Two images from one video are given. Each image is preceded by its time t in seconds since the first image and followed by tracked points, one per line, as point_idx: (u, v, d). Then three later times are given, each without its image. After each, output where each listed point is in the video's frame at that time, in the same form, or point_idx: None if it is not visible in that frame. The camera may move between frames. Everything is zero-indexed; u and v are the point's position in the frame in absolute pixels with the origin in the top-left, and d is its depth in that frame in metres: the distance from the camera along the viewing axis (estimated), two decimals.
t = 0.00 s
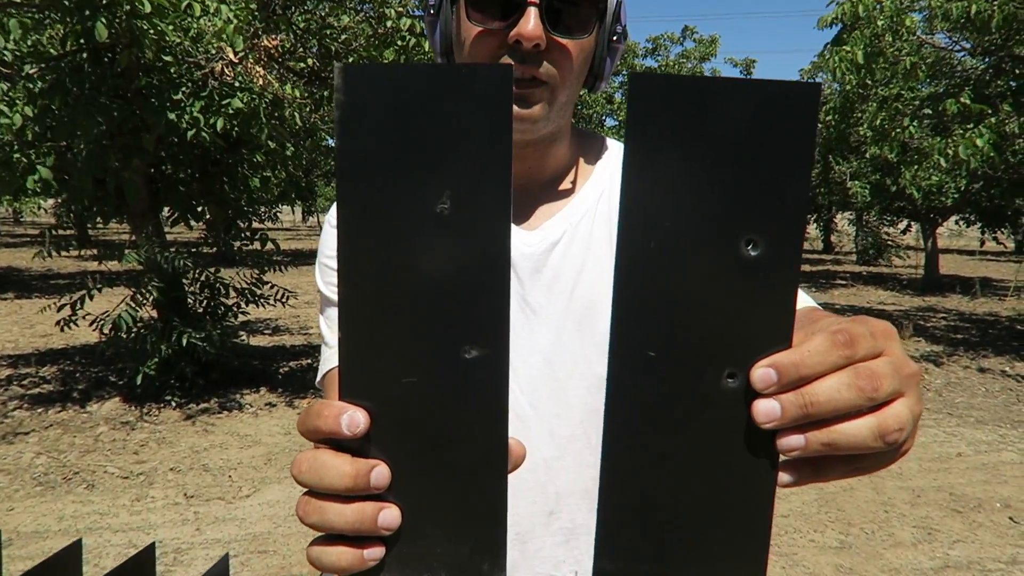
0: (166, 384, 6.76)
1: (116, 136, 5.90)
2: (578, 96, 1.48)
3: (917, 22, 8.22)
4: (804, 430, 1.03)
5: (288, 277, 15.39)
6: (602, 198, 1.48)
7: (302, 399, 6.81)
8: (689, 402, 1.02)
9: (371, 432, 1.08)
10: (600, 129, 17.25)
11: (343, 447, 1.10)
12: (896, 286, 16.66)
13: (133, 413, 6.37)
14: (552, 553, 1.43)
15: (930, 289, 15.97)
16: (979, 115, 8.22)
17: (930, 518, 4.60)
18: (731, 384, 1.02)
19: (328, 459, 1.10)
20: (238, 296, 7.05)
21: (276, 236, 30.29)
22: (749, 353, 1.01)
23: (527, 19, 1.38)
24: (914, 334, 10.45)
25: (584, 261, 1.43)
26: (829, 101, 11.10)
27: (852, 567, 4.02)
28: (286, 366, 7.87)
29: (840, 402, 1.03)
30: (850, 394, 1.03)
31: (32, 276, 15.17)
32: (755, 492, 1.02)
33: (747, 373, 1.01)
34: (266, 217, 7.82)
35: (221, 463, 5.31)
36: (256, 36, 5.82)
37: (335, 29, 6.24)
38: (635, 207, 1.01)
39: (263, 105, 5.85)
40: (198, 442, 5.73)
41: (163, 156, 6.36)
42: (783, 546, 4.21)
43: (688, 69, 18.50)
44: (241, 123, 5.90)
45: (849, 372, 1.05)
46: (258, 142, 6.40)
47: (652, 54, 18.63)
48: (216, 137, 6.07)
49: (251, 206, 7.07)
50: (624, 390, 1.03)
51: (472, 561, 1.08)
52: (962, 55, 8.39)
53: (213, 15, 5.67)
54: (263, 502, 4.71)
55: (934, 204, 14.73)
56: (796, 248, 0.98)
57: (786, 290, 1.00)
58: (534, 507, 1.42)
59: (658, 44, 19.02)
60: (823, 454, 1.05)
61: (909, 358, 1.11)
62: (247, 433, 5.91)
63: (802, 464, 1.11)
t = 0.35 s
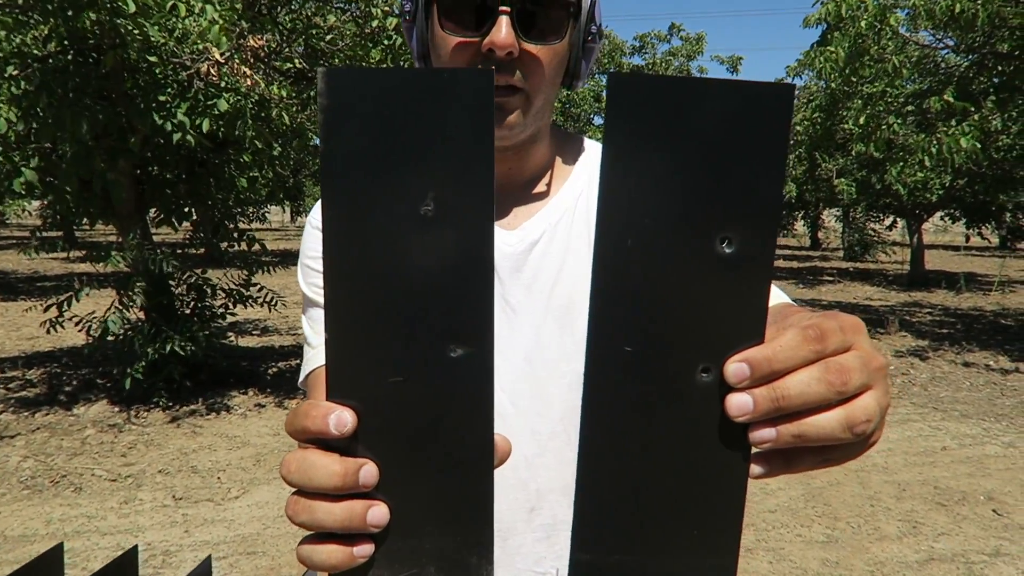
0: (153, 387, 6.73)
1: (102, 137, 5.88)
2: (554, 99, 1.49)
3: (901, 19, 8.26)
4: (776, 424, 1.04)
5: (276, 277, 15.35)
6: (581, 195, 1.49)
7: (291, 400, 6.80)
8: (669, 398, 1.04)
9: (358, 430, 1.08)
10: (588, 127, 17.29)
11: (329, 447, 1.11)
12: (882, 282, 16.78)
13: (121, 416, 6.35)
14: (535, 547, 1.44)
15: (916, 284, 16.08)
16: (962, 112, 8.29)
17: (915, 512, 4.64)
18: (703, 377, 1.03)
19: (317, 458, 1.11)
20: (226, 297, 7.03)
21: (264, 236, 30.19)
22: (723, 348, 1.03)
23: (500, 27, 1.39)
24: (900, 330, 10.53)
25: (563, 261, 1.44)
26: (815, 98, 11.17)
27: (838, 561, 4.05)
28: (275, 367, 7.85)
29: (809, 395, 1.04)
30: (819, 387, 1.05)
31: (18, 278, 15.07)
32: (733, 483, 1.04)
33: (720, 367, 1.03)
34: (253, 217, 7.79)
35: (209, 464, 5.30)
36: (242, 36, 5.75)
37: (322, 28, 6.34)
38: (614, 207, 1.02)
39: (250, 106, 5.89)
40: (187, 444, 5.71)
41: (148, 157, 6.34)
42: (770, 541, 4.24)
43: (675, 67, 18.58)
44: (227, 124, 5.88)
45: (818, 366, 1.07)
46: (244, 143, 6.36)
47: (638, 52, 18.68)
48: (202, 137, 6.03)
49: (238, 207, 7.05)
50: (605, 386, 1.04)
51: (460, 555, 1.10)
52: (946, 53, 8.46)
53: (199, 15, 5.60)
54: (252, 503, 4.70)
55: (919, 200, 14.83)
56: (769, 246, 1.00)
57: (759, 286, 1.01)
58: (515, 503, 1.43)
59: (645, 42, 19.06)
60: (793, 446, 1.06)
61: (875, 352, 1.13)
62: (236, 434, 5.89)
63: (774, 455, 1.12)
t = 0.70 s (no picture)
0: (144, 390, 6.70)
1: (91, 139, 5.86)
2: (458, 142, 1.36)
3: (889, 17, 8.30)
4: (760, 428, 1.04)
5: (269, 279, 15.32)
6: (568, 194, 1.49)
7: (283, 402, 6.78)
8: (665, 400, 1.03)
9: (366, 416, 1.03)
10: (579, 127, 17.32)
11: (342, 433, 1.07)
12: (873, 279, 16.85)
13: (112, 419, 6.32)
14: (521, 542, 1.43)
15: (907, 281, 16.16)
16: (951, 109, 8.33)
17: (907, 507, 4.66)
18: (697, 382, 1.03)
19: (330, 443, 1.07)
20: (217, 299, 7.01)
21: (256, 237, 30.11)
22: (716, 355, 1.02)
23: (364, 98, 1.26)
24: (891, 326, 10.57)
25: (550, 257, 1.45)
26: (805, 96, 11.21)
27: (830, 557, 4.06)
28: (267, 369, 7.83)
29: (798, 401, 1.04)
30: (807, 393, 1.04)
31: (8, 282, 15.00)
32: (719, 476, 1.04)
33: (714, 373, 1.03)
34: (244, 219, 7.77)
35: (201, 467, 5.29)
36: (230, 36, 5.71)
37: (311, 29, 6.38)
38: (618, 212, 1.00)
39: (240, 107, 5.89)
40: (179, 447, 5.70)
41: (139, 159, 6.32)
42: (763, 538, 4.25)
43: (665, 67, 18.62)
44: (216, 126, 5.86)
45: (807, 373, 1.06)
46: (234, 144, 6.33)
47: (629, 51, 18.72)
48: (191, 140, 6.00)
49: (229, 209, 7.02)
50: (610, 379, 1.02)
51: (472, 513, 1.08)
52: (934, 50, 8.51)
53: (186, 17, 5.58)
54: (245, 505, 4.69)
55: (909, 197, 14.89)
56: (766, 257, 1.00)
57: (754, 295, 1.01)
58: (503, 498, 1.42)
59: (636, 41, 19.09)
60: (779, 447, 1.05)
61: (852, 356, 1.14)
62: (228, 437, 5.87)
63: (758, 457, 1.11)
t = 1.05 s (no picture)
0: (142, 391, 6.70)
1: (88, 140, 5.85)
2: (483, 139, 1.47)
3: (883, 15, 8.31)
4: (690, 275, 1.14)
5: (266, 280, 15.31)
6: (554, 192, 1.49)
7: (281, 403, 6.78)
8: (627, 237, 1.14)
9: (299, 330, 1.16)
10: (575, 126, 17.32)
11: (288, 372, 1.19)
12: (870, 276, 16.86)
13: (110, 421, 6.32)
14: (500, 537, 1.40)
15: (903, 279, 16.18)
16: (946, 107, 8.35)
17: (903, 503, 4.67)
18: (657, 231, 1.13)
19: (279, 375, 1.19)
20: (214, 300, 7.00)
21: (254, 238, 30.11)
22: (677, 208, 1.13)
23: (407, 114, 1.37)
24: (887, 323, 10.59)
25: (532, 251, 1.44)
26: (801, 94, 11.21)
27: (827, 553, 4.07)
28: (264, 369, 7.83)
29: (735, 255, 1.12)
30: (746, 248, 1.13)
31: (5, 285, 14.99)
32: (645, 313, 1.16)
33: (672, 223, 1.13)
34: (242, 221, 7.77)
35: (199, 468, 5.28)
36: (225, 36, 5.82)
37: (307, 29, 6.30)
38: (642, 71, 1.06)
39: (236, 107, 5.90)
40: (176, 448, 5.69)
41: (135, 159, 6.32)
42: (760, 534, 4.26)
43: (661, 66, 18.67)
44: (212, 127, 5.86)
45: (749, 234, 1.15)
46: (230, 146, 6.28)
47: (624, 50, 18.75)
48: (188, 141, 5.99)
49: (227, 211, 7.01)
50: (580, 210, 1.13)
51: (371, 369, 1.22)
52: (929, 48, 8.52)
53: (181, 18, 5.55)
54: (243, 506, 4.69)
55: (905, 195, 14.91)
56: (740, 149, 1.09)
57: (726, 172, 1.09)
58: (484, 492, 1.40)
59: (631, 40, 19.11)
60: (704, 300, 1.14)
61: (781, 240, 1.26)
62: (226, 438, 5.87)
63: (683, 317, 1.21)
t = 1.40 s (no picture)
0: (141, 392, 6.69)
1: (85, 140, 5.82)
2: (478, 146, 1.46)
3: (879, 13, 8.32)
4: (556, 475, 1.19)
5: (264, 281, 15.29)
6: (540, 197, 1.49)
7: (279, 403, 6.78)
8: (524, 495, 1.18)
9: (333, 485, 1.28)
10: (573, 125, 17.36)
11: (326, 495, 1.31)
12: (868, 274, 16.88)
13: (109, 422, 6.32)
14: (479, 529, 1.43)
15: (901, 276, 16.20)
16: (941, 104, 8.36)
17: (901, 500, 4.68)
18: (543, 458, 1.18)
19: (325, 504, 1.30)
20: (213, 301, 7.00)
21: (251, 238, 30.08)
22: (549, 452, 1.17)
23: (411, 126, 1.37)
24: (885, 321, 10.61)
25: (517, 253, 1.44)
26: (799, 92, 11.23)
27: (826, 550, 4.08)
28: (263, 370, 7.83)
29: (568, 452, 1.17)
30: (569, 445, 1.17)
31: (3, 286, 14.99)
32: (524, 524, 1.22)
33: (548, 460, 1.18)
34: (240, 221, 7.76)
35: (199, 469, 5.28)
36: (222, 39, 5.94)
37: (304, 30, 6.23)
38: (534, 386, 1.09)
39: (233, 109, 5.89)
40: (175, 449, 5.69)
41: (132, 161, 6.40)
42: (759, 532, 4.27)
43: (658, 65, 18.70)
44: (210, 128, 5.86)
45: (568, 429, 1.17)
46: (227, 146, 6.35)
47: (621, 49, 18.78)
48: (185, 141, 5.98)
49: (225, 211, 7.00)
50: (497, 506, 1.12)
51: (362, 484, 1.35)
52: (925, 45, 8.53)
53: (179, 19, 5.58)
54: (243, 506, 4.69)
55: (902, 192, 14.93)
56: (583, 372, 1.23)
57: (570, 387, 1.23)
58: (464, 487, 1.42)
59: (628, 39, 19.14)
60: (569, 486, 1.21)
61: (608, 390, 1.25)
62: (225, 438, 5.87)
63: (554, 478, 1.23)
